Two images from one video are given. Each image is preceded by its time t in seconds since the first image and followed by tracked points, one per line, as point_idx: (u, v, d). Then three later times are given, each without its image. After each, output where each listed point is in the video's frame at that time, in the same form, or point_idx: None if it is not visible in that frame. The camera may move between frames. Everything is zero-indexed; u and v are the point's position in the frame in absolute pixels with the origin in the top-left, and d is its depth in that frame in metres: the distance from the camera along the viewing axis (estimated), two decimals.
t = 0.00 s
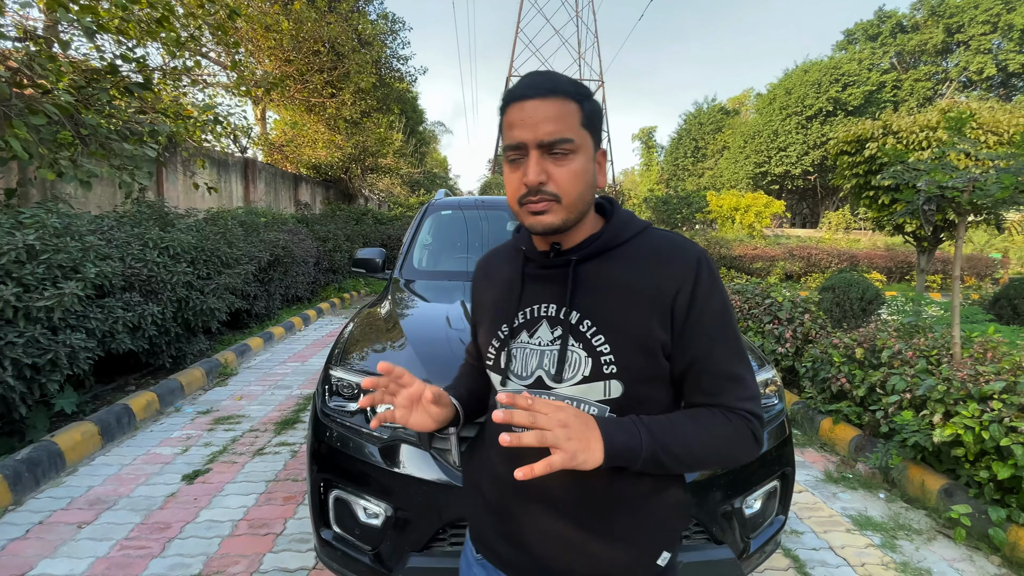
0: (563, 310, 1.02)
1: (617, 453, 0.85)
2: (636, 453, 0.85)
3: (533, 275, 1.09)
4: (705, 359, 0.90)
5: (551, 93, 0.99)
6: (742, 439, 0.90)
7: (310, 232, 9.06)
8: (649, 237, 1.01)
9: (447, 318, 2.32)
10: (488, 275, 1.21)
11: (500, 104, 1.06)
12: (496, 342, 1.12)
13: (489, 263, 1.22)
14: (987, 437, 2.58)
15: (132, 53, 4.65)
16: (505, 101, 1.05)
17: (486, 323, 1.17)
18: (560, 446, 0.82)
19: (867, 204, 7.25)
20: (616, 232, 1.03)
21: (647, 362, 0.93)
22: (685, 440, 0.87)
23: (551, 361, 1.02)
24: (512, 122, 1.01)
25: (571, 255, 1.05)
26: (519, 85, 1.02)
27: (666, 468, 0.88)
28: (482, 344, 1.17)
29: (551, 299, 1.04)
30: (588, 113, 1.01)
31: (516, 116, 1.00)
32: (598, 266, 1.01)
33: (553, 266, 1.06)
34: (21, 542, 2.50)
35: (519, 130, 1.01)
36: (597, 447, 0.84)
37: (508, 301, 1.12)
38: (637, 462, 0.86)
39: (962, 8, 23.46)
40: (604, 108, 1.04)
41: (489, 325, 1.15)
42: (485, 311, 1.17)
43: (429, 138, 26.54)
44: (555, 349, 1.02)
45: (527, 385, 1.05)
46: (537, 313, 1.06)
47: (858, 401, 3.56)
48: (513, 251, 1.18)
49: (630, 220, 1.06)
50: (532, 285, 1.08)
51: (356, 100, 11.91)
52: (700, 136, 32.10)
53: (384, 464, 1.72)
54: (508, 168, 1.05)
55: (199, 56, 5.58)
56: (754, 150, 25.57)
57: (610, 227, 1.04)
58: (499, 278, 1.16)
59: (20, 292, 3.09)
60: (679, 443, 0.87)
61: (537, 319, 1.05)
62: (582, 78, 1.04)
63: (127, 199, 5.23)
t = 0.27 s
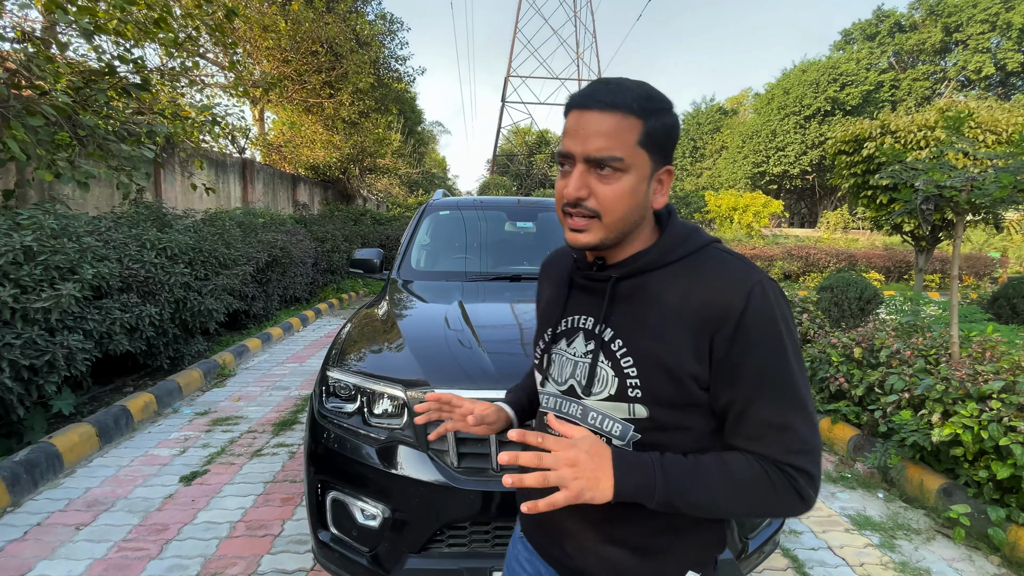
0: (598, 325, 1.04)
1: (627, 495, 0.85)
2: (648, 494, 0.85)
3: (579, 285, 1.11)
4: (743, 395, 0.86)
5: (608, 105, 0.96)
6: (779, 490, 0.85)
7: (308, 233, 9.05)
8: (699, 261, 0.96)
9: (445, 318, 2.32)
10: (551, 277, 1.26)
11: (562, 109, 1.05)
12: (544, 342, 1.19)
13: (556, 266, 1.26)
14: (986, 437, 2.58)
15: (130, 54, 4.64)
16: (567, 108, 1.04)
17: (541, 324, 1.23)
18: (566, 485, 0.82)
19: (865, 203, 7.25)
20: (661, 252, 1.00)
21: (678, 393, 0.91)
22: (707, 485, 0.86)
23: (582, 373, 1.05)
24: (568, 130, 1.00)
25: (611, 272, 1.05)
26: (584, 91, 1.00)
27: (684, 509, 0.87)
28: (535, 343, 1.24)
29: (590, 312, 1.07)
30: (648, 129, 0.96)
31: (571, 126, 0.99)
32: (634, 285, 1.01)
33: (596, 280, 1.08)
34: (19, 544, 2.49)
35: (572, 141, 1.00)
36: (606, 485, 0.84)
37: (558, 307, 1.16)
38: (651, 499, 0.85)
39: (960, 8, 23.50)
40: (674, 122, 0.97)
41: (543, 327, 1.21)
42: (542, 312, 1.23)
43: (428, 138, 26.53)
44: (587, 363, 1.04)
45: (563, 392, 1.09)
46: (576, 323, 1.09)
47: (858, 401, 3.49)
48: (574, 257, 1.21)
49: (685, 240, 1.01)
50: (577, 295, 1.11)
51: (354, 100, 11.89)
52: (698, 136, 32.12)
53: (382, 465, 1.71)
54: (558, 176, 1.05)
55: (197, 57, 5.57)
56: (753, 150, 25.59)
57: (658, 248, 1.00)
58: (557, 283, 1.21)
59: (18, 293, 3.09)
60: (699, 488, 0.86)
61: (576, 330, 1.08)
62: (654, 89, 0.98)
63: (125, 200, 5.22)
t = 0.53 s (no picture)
0: (625, 322, 1.05)
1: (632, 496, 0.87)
2: (654, 497, 0.87)
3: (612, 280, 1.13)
4: (765, 410, 0.85)
5: (651, 101, 0.95)
6: (794, 511, 0.84)
7: (308, 233, 9.04)
8: (731, 269, 0.94)
9: (445, 318, 2.31)
10: (593, 269, 1.28)
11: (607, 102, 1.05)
12: (580, 333, 1.21)
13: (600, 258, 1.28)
14: (988, 436, 2.57)
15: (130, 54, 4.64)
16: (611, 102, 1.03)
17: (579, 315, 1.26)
18: (572, 480, 0.87)
19: (866, 202, 7.24)
20: (693, 256, 0.99)
21: (698, 399, 0.91)
22: (716, 497, 0.86)
23: (608, 368, 1.07)
24: (609, 125, 1.00)
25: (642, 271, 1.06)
26: (627, 87, 1.00)
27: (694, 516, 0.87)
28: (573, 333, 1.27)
29: (620, 309, 1.09)
30: (689, 128, 0.94)
31: (612, 121, 0.99)
32: (661, 286, 1.01)
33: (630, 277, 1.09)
34: (19, 545, 2.49)
35: (612, 137, 0.99)
36: (612, 484, 0.88)
37: (593, 300, 1.19)
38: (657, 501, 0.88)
39: (960, 7, 23.50)
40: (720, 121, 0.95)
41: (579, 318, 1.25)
42: (580, 303, 1.27)
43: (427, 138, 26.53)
44: (614, 358, 1.06)
45: (590, 384, 1.12)
46: (607, 318, 1.11)
47: (858, 399, 3.50)
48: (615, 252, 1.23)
49: (722, 244, 0.99)
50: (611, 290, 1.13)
51: (354, 100, 11.88)
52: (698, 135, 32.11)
53: (382, 466, 1.70)
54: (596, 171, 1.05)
55: (197, 57, 5.56)
56: (753, 150, 25.59)
57: (694, 248, 0.99)
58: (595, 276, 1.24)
59: (17, 294, 3.08)
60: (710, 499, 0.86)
61: (606, 325, 1.11)
62: (701, 86, 0.96)
63: (125, 200, 5.22)
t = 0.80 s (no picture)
0: (644, 317, 1.06)
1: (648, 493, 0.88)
2: (668, 497, 0.88)
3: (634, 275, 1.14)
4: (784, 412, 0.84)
5: (693, 97, 0.96)
6: (806, 513, 0.83)
7: (307, 233, 9.03)
8: (754, 271, 0.94)
9: (444, 319, 2.30)
10: (618, 266, 1.29)
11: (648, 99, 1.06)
12: (599, 326, 1.21)
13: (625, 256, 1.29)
14: (989, 436, 2.56)
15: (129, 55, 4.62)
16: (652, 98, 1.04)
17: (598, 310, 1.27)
18: (587, 477, 0.89)
19: (866, 202, 7.24)
20: (717, 256, 0.99)
21: (713, 395, 0.91)
22: (728, 497, 0.86)
23: (624, 360, 1.07)
24: (649, 118, 1.00)
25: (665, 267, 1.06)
26: (670, 83, 1.01)
27: (706, 514, 0.87)
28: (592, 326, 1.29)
29: (641, 303, 1.09)
30: (729, 127, 0.95)
31: (653, 114, 1.00)
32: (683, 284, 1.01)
33: (653, 272, 1.09)
34: (17, 547, 2.48)
35: (650, 130, 1.00)
36: (627, 483, 0.89)
37: (614, 294, 1.20)
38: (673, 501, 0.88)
39: (958, 6, 23.53)
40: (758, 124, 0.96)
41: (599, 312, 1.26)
42: (601, 298, 1.28)
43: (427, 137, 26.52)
44: (630, 352, 1.06)
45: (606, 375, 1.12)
46: (626, 312, 1.11)
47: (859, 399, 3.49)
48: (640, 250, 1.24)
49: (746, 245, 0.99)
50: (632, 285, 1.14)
51: (354, 100, 11.87)
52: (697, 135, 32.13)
53: (382, 468, 1.69)
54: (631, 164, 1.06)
55: (195, 57, 5.55)
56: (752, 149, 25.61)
57: (720, 246, 0.99)
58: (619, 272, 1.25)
59: (15, 295, 3.07)
60: (723, 496, 0.86)
61: (625, 319, 1.11)
62: (744, 87, 0.97)
63: (123, 200, 5.21)
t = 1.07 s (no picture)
0: (659, 307, 1.13)
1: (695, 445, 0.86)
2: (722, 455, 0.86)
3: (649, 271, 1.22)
4: (792, 387, 0.92)
5: (707, 102, 1.06)
6: (826, 484, 0.87)
7: (307, 234, 9.02)
8: (763, 264, 1.04)
9: (444, 320, 2.29)
10: (629, 265, 1.37)
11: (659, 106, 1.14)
12: (612, 319, 1.30)
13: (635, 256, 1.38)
14: (990, 437, 2.56)
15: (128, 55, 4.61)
16: (664, 106, 1.13)
17: (610, 306, 1.35)
18: (637, 421, 0.84)
19: (866, 202, 7.23)
20: (728, 250, 1.08)
21: (726, 375, 0.99)
22: (766, 459, 0.87)
23: (637, 348, 1.15)
24: (666, 122, 1.08)
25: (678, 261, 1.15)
26: (684, 90, 1.09)
27: (741, 481, 0.88)
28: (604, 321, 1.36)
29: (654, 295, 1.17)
30: (740, 129, 1.05)
31: (669, 117, 1.08)
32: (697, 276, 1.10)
33: (665, 266, 1.17)
34: (16, 549, 2.47)
35: (668, 131, 1.08)
36: (678, 432, 0.84)
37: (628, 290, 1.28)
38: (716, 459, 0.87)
39: (957, 6, 23.54)
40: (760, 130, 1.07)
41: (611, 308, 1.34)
42: (613, 295, 1.35)
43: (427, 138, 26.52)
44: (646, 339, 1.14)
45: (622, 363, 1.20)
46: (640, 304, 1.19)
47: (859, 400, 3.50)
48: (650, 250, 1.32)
49: (754, 241, 1.08)
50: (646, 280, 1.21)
51: (353, 100, 11.86)
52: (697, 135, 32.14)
53: (382, 469, 1.69)
54: (647, 163, 1.11)
55: (195, 57, 5.54)
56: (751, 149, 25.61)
57: (729, 243, 1.08)
58: (631, 270, 1.33)
59: (13, 296, 3.06)
60: (758, 464, 0.86)
61: (639, 310, 1.19)
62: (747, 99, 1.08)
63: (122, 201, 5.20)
